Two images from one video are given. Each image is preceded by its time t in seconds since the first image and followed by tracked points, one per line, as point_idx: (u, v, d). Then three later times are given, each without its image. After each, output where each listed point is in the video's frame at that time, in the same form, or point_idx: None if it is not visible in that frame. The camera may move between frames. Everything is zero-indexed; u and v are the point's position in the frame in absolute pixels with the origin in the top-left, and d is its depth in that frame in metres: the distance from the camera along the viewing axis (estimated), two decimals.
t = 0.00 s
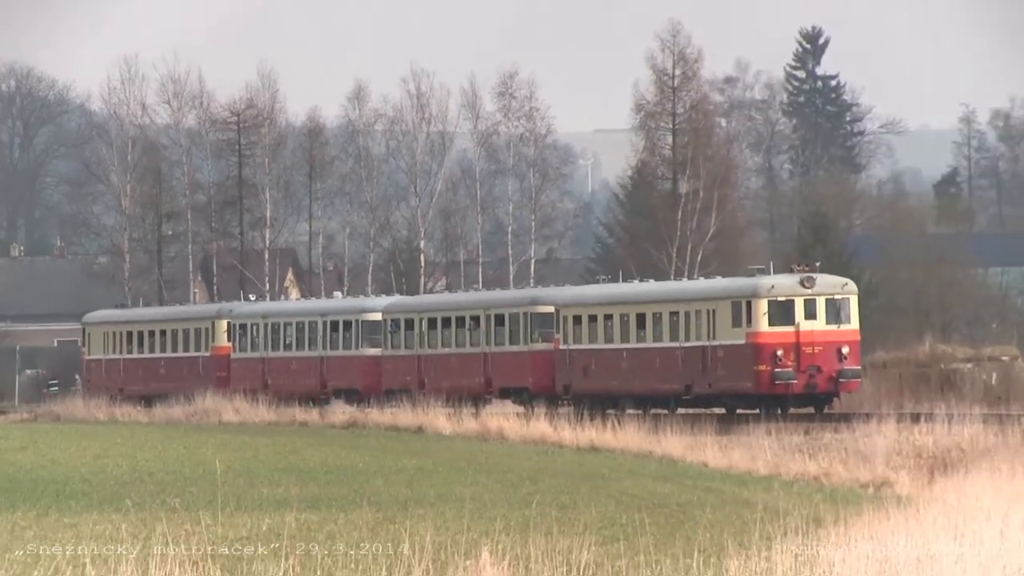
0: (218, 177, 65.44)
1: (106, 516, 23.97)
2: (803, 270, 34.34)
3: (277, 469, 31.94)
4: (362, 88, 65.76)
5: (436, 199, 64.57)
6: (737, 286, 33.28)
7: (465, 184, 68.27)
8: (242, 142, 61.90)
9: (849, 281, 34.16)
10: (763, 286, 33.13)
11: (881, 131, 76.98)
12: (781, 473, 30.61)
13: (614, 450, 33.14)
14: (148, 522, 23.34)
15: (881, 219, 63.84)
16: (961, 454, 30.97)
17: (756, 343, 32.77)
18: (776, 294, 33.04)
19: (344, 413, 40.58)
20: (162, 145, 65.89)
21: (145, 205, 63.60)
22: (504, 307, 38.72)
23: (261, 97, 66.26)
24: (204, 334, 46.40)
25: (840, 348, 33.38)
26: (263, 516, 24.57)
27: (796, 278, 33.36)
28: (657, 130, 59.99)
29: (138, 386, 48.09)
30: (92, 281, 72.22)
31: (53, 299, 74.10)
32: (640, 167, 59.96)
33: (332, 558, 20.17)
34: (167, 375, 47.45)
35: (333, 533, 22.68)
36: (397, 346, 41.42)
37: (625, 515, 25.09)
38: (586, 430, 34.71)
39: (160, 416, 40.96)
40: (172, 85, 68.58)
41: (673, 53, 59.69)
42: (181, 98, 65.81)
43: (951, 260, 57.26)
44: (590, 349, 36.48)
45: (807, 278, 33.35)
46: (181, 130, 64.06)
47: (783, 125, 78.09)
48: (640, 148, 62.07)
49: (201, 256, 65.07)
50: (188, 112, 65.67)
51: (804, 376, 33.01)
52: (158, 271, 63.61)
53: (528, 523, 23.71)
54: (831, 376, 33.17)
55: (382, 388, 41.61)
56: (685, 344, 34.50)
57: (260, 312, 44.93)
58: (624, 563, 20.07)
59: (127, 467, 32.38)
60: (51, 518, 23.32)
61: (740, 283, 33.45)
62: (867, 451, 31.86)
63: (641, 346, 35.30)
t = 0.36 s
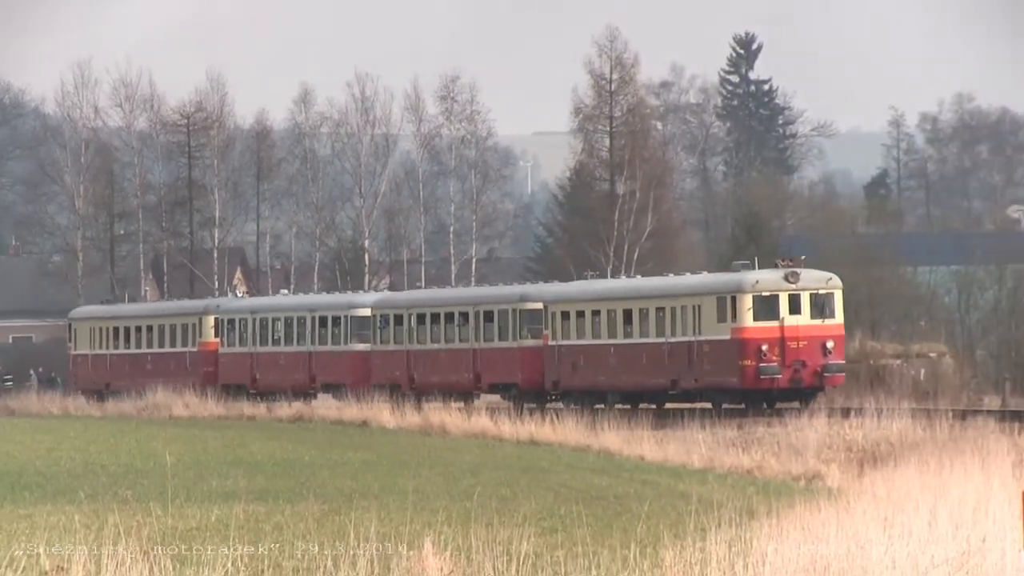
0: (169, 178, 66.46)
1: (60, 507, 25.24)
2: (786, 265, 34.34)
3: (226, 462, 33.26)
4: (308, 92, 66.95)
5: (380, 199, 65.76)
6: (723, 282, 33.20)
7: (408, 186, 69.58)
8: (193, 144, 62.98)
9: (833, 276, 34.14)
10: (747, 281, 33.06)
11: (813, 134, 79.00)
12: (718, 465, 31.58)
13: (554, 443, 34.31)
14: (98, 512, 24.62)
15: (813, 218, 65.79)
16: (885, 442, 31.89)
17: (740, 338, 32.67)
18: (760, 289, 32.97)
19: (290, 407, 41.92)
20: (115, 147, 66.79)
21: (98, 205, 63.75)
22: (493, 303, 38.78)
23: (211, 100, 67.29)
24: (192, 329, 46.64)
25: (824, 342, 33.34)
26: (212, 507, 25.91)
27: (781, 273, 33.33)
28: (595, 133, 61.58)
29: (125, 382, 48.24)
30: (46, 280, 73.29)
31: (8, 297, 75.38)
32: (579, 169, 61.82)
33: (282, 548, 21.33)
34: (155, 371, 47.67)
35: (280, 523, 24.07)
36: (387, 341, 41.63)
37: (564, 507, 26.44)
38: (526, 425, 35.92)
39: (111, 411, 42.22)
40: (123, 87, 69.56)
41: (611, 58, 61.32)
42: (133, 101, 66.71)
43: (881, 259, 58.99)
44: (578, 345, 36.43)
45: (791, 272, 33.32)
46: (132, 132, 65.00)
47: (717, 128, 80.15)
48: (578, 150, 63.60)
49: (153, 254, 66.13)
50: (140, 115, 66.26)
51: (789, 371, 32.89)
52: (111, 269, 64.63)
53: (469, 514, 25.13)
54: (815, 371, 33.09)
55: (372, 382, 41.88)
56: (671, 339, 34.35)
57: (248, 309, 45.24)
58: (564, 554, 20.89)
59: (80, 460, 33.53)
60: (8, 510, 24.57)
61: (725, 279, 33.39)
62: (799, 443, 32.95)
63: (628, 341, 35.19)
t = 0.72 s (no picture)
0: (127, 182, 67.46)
1: (22, 502, 26.61)
2: (779, 262, 34.58)
3: (183, 458, 34.59)
4: (262, 98, 68.13)
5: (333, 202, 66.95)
6: (714, 279, 33.43)
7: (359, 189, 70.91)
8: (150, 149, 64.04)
9: (826, 273, 34.38)
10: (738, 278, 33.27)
11: (753, 139, 80.90)
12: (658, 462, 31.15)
13: (500, 439, 34.93)
14: (59, 507, 26.00)
15: (752, 221, 67.63)
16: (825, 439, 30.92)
17: (732, 335, 32.92)
18: (751, 287, 33.22)
19: (245, 405, 43.22)
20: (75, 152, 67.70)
21: (59, 207, 64.20)
22: (489, 301, 38.94)
23: (167, 106, 68.32)
24: (187, 327, 46.98)
25: (816, 340, 33.62)
26: (169, 501, 27.31)
27: (772, 271, 33.58)
28: (542, 138, 63.57)
29: (119, 378, 48.62)
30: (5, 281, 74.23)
31: None
32: (526, 173, 63.50)
33: (234, 542, 22.43)
34: (149, 369, 48.01)
35: (235, 517, 25.44)
36: (382, 339, 41.81)
37: (510, 501, 27.12)
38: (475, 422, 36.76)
39: (71, 408, 43.63)
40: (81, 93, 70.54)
41: (557, 65, 62.94)
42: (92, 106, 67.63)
43: (821, 261, 60.72)
44: (572, 342, 36.58)
45: (783, 270, 33.55)
46: (91, 136, 65.94)
47: (660, 133, 82.05)
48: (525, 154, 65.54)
49: (112, 255, 67.14)
50: (99, 119, 66.43)
51: (781, 368, 33.19)
52: (70, 270, 65.59)
53: (419, 509, 26.37)
54: (807, 368, 33.39)
55: (368, 380, 42.14)
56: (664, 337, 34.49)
57: (243, 307, 45.54)
58: (513, 546, 21.45)
59: (41, 456, 34.83)
60: None
61: (716, 276, 33.62)
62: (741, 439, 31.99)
63: (622, 338, 35.39)
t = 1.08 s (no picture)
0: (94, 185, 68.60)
1: None
2: (775, 260, 34.88)
3: (149, 453, 36.01)
4: (224, 103, 69.49)
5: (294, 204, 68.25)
6: (710, 278, 33.73)
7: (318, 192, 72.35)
8: (117, 153, 65.23)
9: (821, 271, 34.71)
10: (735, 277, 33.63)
11: (701, 144, 82.92)
12: (611, 456, 31.33)
13: (454, 434, 36.30)
14: (30, 500, 27.50)
15: (699, 223, 69.60)
16: (772, 433, 30.58)
17: (728, 333, 33.27)
18: (747, 285, 33.57)
19: (209, 401, 44.61)
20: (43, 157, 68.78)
21: (27, 210, 65.56)
22: (491, 299, 39.11)
23: (132, 111, 69.48)
24: (190, 324, 47.36)
25: (812, 337, 33.97)
26: (134, 495, 28.79)
27: (768, 268, 33.90)
28: (496, 142, 65.15)
29: (120, 375, 49.06)
30: None
31: None
32: (481, 176, 64.96)
33: (199, 535, 23.36)
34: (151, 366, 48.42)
35: (199, 511, 26.81)
36: (386, 336, 42.01)
37: (466, 495, 27.85)
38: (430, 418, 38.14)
39: (39, 405, 45.15)
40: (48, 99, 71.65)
41: (511, 72, 64.60)
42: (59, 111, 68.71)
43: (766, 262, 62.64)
44: (573, 340, 36.75)
45: (779, 268, 33.85)
46: (58, 141, 67.06)
47: (611, 138, 83.79)
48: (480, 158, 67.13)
49: (79, 257, 68.33)
50: (67, 124, 67.69)
51: (777, 366, 33.55)
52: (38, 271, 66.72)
53: (377, 502, 27.51)
54: (803, 365, 33.73)
55: (372, 377, 42.39)
56: (661, 334, 34.73)
57: (246, 305, 45.92)
58: (466, 538, 22.09)
59: (12, 451, 36.25)
60: None
61: (712, 275, 33.95)
62: (691, 433, 31.98)
63: (622, 336, 35.56)
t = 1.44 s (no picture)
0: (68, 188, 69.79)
1: None
2: (777, 258, 34.74)
3: (122, 449, 37.37)
4: (194, 109, 70.93)
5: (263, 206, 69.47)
6: (712, 276, 33.58)
7: (286, 195, 73.76)
8: (90, 157, 66.46)
9: (822, 269, 34.58)
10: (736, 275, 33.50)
11: (659, 148, 84.90)
12: (569, 452, 32.18)
13: (418, 431, 37.69)
14: (8, 495, 28.84)
15: (657, 225, 71.34)
16: (726, 429, 30.68)
17: (729, 331, 33.17)
18: (749, 283, 33.45)
19: (181, 399, 45.97)
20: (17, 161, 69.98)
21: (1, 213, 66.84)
22: (500, 296, 39.04)
23: (105, 116, 70.70)
24: (199, 323, 47.98)
25: (814, 336, 33.83)
26: (106, 490, 30.13)
27: (769, 267, 33.76)
28: (459, 147, 66.85)
29: (130, 374, 49.78)
30: None
31: None
32: (445, 180, 66.60)
33: (167, 529, 22.87)
34: (160, 365, 49.11)
35: (169, 505, 27.87)
36: (396, 335, 42.07)
37: (429, 490, 28.44)
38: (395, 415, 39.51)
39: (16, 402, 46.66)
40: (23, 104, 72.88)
41: (473, 78, 66.21)
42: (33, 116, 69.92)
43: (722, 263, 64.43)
44: (580, 337, 36.61)
45: (781, 266, 33.69)
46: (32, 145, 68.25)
47: (570, 142, 85.31)
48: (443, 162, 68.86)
49: (54, 259, 69.60)
50: (40, 129, 68.89)
51: (778, 364, 33.43)
52: (12, 272, 67.95)
53: (342, 497, 28.20)
54: (805, 364, 33.57)
55: (381, 375, 42.48)
56: (665, 332, 34.59)
57: (255, 303, 46.29)
58: (430, 533, 22.26)
59: None
60: None
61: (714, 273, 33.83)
62: (648, 431, 32.31)
63: (627, 334, 35.41)
